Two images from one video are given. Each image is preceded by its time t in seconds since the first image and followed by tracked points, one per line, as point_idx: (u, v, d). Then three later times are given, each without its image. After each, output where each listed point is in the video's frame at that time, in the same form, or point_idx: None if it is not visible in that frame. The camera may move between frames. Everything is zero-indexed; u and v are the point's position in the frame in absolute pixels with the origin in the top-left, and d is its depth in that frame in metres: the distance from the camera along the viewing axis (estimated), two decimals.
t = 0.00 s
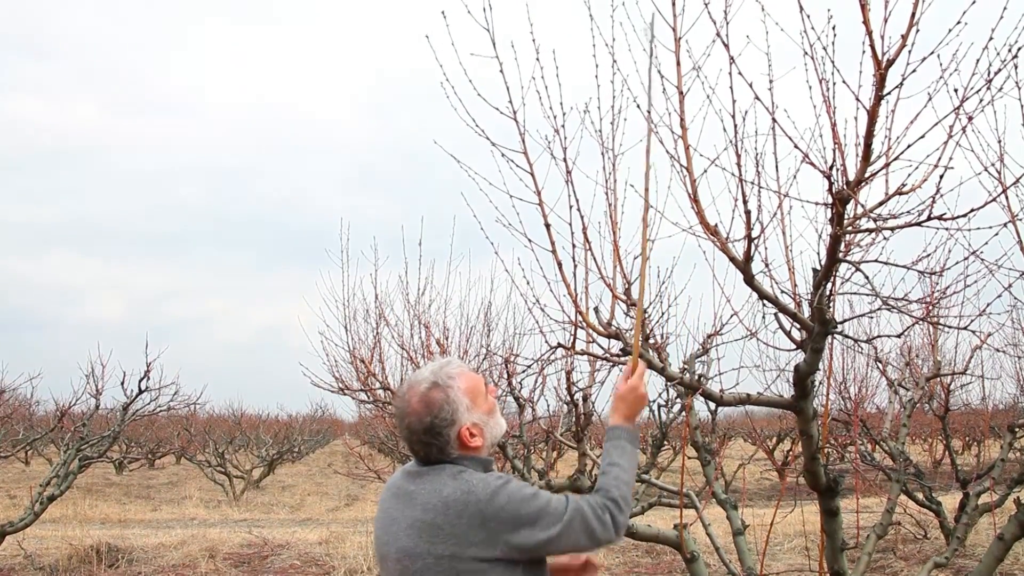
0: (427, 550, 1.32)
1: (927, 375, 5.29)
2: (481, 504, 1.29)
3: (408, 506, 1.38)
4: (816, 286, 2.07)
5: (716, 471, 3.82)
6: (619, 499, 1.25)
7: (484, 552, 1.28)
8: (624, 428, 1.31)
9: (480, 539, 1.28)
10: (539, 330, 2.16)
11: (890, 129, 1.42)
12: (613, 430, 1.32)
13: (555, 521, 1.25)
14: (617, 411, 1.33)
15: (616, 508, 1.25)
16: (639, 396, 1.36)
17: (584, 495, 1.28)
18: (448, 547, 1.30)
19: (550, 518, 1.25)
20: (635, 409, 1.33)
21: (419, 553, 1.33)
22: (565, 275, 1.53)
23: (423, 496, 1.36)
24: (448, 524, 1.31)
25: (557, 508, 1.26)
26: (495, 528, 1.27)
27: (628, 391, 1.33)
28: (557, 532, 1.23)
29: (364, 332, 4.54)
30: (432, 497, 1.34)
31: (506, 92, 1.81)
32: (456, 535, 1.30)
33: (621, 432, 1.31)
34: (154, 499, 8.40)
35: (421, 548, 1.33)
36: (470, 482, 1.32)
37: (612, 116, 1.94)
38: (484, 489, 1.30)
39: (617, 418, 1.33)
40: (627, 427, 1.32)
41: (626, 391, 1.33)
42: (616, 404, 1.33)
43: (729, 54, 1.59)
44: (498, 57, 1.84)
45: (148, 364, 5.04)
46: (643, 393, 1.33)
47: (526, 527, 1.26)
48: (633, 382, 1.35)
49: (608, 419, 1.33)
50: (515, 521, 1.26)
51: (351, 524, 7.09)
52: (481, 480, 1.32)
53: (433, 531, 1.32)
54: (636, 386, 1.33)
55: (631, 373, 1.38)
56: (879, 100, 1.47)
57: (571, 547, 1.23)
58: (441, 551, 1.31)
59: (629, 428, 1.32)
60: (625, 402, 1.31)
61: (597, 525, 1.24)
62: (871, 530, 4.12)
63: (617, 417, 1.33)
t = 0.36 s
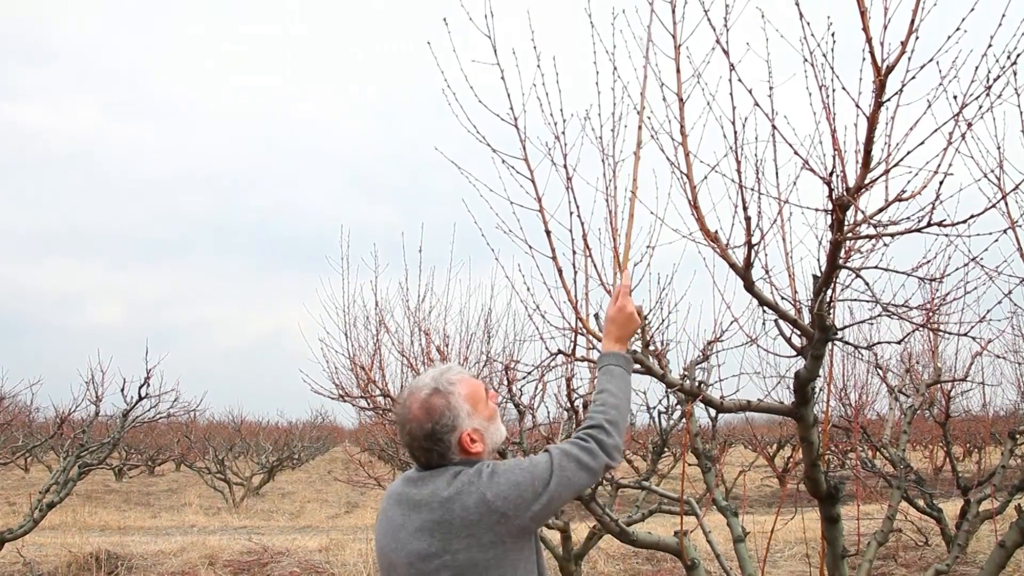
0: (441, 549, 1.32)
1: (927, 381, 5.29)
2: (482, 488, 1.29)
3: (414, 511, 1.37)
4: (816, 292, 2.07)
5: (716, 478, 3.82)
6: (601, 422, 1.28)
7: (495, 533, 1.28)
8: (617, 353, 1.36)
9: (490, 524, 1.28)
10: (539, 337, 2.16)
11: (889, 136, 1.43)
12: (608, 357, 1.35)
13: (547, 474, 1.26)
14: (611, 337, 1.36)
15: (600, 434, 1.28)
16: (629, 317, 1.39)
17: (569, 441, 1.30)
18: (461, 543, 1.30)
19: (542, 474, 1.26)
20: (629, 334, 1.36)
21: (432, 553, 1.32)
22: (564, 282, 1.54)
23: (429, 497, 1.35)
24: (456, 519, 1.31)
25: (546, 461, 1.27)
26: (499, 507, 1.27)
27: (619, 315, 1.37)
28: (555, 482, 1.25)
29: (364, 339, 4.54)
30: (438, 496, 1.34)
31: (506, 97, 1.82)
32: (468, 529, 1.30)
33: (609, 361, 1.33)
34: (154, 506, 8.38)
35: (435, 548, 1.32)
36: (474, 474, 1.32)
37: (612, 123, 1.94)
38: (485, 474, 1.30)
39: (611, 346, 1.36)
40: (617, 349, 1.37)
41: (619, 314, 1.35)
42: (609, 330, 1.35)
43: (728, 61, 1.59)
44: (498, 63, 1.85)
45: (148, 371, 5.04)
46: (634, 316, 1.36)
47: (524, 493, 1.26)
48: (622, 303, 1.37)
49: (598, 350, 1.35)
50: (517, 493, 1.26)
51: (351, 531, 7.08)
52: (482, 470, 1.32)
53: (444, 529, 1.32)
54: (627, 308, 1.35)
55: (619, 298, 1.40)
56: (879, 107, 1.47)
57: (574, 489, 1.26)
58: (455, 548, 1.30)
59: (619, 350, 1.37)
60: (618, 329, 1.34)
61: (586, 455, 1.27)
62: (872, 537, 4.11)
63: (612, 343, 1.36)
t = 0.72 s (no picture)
0: (435, 565, 1.32)
1: (928, 393, 5.29)
2: (482, 512, 1.29)
3: (409, 526, 1.37)
4: (817, 305, 2.08)
5: (717, 490, 3.81)
6: (614, 493, 1.23)
7: (493, 558, 1.28)
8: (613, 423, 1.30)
9: (487, 547, 1.29)
10: (539, 349, 2.17)
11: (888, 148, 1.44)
12: (604, 428, 1.30)
13: (557, 519, 1.25)
14: (604, 408, 1.31)
15: (617, 504, 1.23)
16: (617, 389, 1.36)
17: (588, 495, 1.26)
18: (457, 562, 1.30)
19: (551, 518, 1.25)
20: (622, 403, 1.32)
21: (427, 571, 1.33)
22: (564, 294, 1.56)
23: (425, 513, 1.36)
24: (452, 537, 1.31)
25: (557, 509, 1.24)
26: (501, 533, 1.28)
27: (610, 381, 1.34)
28: (561, 533, 1.23)
29: (365, 351, 4.54)
30: (434, 514, 1.34)
31: (506, 110, 1.84)
32: (464, 549, 1.30)
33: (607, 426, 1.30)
34: (154, 518, 8.35)
35: (430, 565, 1.33)
36: (472, 493, 1.33)
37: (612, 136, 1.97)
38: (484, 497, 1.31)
39: (605, 417, 1.31)
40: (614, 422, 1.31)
41: (609, 381, 1.32)
42: (602, 398, 1.31)
43: (728, 74, 1.62)
44: (498, 78, 1.87)
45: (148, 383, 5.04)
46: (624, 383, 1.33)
47: (530, 527, 1.26)
48: (610, 372, 1.35)
49: (595, 418, 1.30)
50: (519, 523, 1.27)
51: (350, 544, 7.05)
52: (481, 490, 1.33)
53: (439, 548, 1.32)
54: (617, 374, 1.33)
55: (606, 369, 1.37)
56: (877, 119, 1.49)
57: (578, 547, 1.22)
58: (450, 567, 1.31)
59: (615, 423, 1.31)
60: (612, 395, 1.30)
61: (599, 523, 1.22)
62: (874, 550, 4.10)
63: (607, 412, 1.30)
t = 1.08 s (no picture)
0: None
1: (929, 408, 5.28)
2: (484, 548, 1.30)
3: (408, 542, 1.38)
4: (817, 320, 2.09)
5: (718, 506, 3.80)
6: None
7: None
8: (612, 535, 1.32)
9: None
10: (540, 365, 2.18)
11: (887, 164, 1.46)
12: (600, 538, 1.32)
13: None
14: (603, 518, 1.34)
15: None
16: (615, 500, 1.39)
17: None
18: None
19: None
20: (620, 516, 1.35)
21: None
22: (565, 310, 1.57)
23: (425, 531, 1.36)
24: (449, 561, 1.31)
25: None
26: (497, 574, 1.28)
27: (612, 494, 1.36)
28: None
29: (365, 366, 4.54)
30: (433, 535, 1.35)
31: (506, 127, 1.85)
32: None
33: (605, 535, 1.32)
34: (152, 534, 8.31)
35: None
36: (474, 521, 1.33)
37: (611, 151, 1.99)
38: (486, 529, 1.31)
39: (603, 526, 1.34)
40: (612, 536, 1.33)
41: (612, 492, 1.35)
42: (602, 508, 1.34)
43: (727, 89, 1.64)
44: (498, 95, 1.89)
45: (148, 398, 5.02)
46: (625, 496, 1.36)
47: None
48: (613, 482, 1.38)
49: (595, 529, 1.32)
50: None
51: (350, 561, 7.01)
52: (484, 519, 1.33)
53: (435, 570, 1.32)
54: (620, 487, 1.36)
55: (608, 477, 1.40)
56: (876, 135, 1.51)
57: None
58: None
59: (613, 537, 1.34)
60: (614, 507, 1.33)
61: None
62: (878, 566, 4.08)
63: (605, 526, 1.33)
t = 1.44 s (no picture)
0: None
1: (930, 427, 5.27)
2: (482, 569, 1.30)
3: (406, 560, 1.38)
4: (817, 338, 2.10)
5: (719, 525, 3.79)
6: None
7: None
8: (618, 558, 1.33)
9: None
10: (540, 384, 2.19)
11: (886, 183, 1.47)
12: (605, 557, 1.33)
13: None
14: (609, 537, 1.35)
15: None
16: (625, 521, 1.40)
17: None
18: None
19: None
20: (628, 537, 1.36)
21: None
22: (565, 328, 1.59)
23: (423, 549, 1.36)
24: None
25: None
26: None
27: (622, 517, 1.36)
28: None
29: (365, 385, 4.54)
30: (431, 554, 1.35)
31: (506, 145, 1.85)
32: None
33: (610, 557, 1.33)
34: (150, 553, 8.25)
35: None
36: (473, 541, 1.34)
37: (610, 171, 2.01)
38: (485, 551, 1.32)
39: (609, 546, 1.35)
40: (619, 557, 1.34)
41: (621, 513, 1.36)
42: (610, 527, 1.35)
43: (726, 109, 1.66)
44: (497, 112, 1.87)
45: (147, 416, 5.01)
46: (635, 517, 1.36)
47: None
48: (622, 502, 1.38)
49: (602, 552, 1.33)
50: None
51: None
52: (482, 540, 1.34)
53: None
54: (629, 508, 1.36)
55: (619, 497, 1.41)
56: (875, 154, 1.53)
57: None
58: None
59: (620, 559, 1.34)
60: (621, 528, 1.34)
61: None
62: None
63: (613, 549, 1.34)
